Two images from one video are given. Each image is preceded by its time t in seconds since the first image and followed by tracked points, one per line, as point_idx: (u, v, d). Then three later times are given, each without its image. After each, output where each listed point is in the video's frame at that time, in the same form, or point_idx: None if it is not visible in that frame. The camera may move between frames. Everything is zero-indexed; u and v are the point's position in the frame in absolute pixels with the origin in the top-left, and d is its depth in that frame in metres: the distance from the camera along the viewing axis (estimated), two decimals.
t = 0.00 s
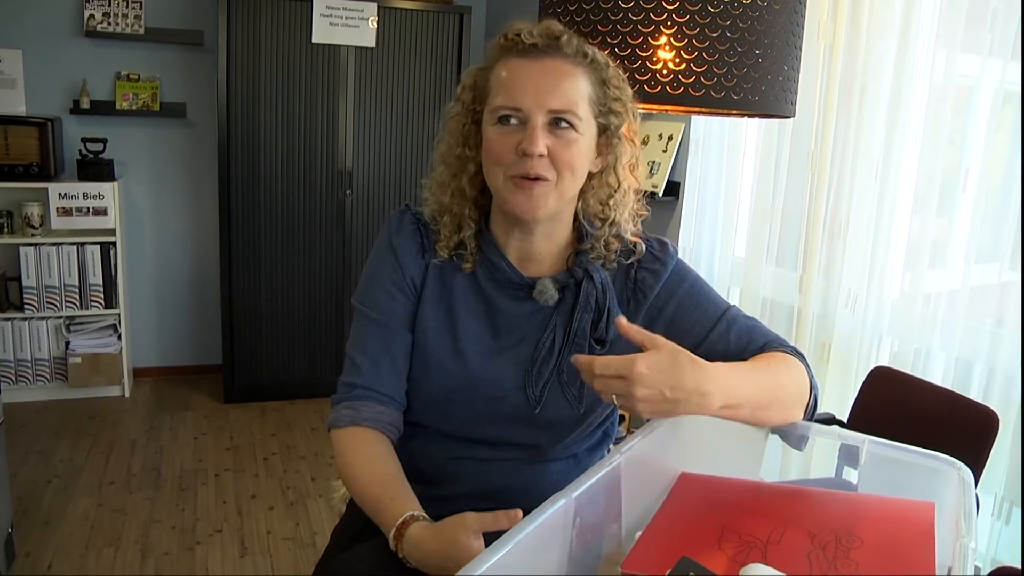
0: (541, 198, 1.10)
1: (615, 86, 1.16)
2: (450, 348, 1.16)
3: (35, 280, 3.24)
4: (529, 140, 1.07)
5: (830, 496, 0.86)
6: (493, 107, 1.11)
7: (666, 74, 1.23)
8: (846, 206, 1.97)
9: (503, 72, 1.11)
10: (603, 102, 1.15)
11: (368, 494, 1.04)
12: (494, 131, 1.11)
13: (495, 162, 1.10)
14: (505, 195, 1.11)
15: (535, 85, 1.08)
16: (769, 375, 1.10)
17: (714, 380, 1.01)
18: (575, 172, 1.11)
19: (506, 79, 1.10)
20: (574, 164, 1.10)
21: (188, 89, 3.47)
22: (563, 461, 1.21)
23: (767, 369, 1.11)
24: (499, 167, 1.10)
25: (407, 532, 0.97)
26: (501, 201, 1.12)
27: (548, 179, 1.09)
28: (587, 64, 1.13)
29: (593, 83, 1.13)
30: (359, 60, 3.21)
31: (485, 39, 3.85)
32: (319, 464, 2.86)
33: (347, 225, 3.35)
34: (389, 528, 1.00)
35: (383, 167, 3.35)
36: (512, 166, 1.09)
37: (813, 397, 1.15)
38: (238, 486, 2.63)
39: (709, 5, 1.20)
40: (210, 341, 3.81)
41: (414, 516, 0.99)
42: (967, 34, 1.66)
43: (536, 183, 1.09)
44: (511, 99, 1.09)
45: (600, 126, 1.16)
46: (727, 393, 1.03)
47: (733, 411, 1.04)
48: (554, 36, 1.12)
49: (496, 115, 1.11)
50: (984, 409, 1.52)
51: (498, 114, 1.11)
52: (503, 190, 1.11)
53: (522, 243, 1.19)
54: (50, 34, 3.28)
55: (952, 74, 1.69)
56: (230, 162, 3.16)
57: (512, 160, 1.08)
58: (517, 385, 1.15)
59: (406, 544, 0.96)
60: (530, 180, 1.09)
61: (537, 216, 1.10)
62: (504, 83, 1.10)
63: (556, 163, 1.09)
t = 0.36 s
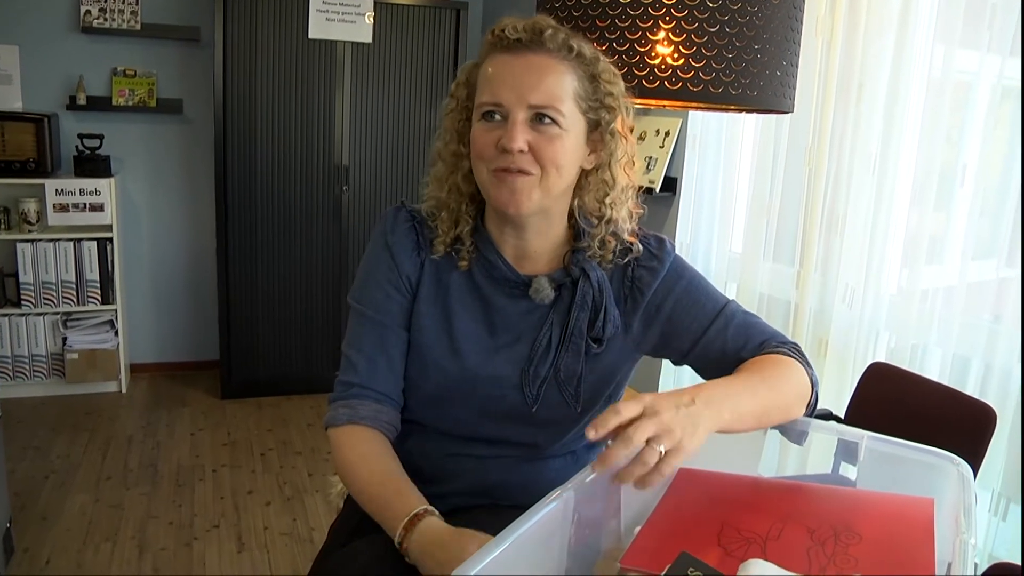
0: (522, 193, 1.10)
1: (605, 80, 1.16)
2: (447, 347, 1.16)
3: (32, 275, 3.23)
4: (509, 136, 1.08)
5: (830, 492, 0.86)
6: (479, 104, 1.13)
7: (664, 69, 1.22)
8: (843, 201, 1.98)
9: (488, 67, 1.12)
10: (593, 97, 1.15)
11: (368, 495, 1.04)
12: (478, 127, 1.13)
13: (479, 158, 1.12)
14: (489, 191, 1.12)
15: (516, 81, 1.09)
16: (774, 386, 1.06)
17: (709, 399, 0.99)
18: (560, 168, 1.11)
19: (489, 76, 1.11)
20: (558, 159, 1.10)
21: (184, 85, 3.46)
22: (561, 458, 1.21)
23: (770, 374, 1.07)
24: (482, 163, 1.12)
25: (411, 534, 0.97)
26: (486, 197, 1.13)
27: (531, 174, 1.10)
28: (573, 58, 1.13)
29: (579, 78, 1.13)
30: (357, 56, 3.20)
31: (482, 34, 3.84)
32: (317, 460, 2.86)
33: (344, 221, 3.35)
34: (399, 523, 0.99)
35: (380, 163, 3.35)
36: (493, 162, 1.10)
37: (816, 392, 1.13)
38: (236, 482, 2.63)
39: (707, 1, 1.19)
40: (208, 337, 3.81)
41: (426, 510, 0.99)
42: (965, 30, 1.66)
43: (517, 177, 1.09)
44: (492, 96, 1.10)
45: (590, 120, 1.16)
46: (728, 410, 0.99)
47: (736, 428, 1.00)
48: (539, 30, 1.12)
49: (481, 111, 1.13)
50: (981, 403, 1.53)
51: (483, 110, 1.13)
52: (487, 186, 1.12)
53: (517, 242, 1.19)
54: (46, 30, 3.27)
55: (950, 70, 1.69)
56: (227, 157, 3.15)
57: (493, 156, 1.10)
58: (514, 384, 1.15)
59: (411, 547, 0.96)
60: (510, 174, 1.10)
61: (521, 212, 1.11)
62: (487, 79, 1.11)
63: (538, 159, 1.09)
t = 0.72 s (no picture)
0: (504, 189, 1.11)
1: (586, 70, 1.16)
2: (441, 345, 1.16)
3: (32, 266, 3.23)
4: (487, 130, 1.09)
5: (828, 492, 0.86)
6: (459, 100, 1.14)
7: (668, 69, 1.22)
8: (844, 203, 1.97)
9: (467, 63, 1.13)
10: (575, 89, 1.16)
11: (379, 494, 1.05)
12: (459, 123, 1.14)
13: (461, 154, 1.13)
14: (472, 186, 1.13)
15: (492, 75, 1.10)
16: (766, 391, 1.06)
17: (695, 420, 0.99)
18: (541, 160, 1.11)
19: (468, 72, 1.12)
20: (539, 152, 1.11)
21: (186, 78, 3.45)
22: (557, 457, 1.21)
23: (761, 381, 1.07)
24: (464, 159, 1.13)
25: (427, 531, 0.98)
26: (471, 194, 1.14)
27: (512, 168, 1.11)
28: (550, 50, 1.13)
29: (558, 70, 1.13)
30: (359, 51, 3.20)
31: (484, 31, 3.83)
32: (314, 454, 2.86)
33: (344, 215, 3.35)
34: (411, 524, 1.00)
35: (381, 158, 3.35)
36: (474, 157, 1.11)
37: (811, 393, 1.12)
38: (233, 476, 2.63)
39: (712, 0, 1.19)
40: (206, 331, 3.80)
41: (445, 512, 1.00)
42: (968, 33, 1.66)
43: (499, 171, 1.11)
44: (470, 91, 1.11)
45: (572, 112, 1.16)
46: (720, 428, 0.99)
47: (733, 442, 0.99)
48: (516, 24, 1.12)
49: (462, 107, 1.14)
50: (980, 408, 1.53)
51: (463, 105, 1.14)
52: (471, 181, 1.13)
53: (507, 237, 1.19)
54: (48, 21, 3.26)
55: (953, 73, 1.69)
56: (228, 151, 3.14)
57: (473, 151, 1.11)
58: (507, 384, 1.14)
59: (427, 544, 0.96)
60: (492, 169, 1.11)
61: (504, 206, 1.12)
62: (465, 75, 1.12)
63: (517, 152, 1.10)
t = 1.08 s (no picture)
0: (506, 188, 1.11)
1: (586, 69, 1.16)
2: (447, 344, 1.16)
3: (37, 261, 3.24)
4: (487, 131, 1.10)
5: (832, 495, 0.86)
6: (460, 102, 1.15)
7: (676, 71, 1.22)
8: (849, 206, 1.97)
9: (466, 67, 1.14)
10: (575, 87, 1.16)
11: (382, 493, 1.05)
12: (461, 125, 1.15)
13: (463, 155, 1.14)
14: (475, 186, 1.13)
15: (490, 77, 1.10)
16: (771, 394, 1.06)
17: (702, 422, 0.99)
18: (543, 158, 1.11)
19: (468, 73, 1.13)
20: (539, 150, 1.11)
21: (192, 74, 3.46)
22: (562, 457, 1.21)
23: (766, 384, 1.07)
24: (466, 160, 1.13)
25: (433, 530, 0.98)
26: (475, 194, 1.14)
27: (514, 167, 1.11)
28: (548, 50, 1.14)
29: (557, 69, 1.14)
30: (365, 49, 3.20)
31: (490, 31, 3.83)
32: (316, 452, 2.86)
33: (349, 213, 3.35)
34: (417, 522, 1.00)
35: (386, 156, 3.35)
36: (476, 157, 1.12)
37: (815, 396, 1.12)
38: (235, 472, 2.63)
39: (720, 3, 1.19)
40: (209, 327, 3.81)
41: (451, 511, 1.00)
42: (975, 36, 1.66)
43: (503, 171, 1.11)
44: (469, 93, 1.12)
45: (573, 110, 1.17)
46: (726, 430, 0.99)
47: (737, 445, 0.99)
48: (512, 26, 1.12)
49: (463, 109, 1.15)
50: (983, 412, 1.53)
51: (465, 107, 1.15)
52: (473, 181, 1.13)
53: (513, 238, 1.19)
54: (55, 16, 3.26)
55: (959, 77, 1.69)
56: (233, 147, 3.15)
57: (475, 152, 1.11)
58: (513, 383, 1.15)
59: (432, 542, 0.97)
60: (495, 169, 1.11)
61: (507, 205, 1.12)
62: (465, 77, 1.13)
63: (519, 152, 1.10)
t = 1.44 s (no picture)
0: (507, 186, 1.11)
1: (584, 66, 1.16)
2: (447, 342, 1.16)
3: (35, 266, 3.24)
4: (487, 129, 1.10)
5: (831, 492, 0.86)
6: (460, 100, 1.16)
7: (672, 69, 1.22)
8: (848, 203, 1.97)
9: (464, 65, 1.14)
10: (572, 84, 1.16)
11: (384, 494, 1.05)
12: (461, 123, 1.15)
13: (463, 154, 1.14)
14: (476, 185, 1.13)
15: (488, 74, 1.11)
16: (770, 393, 1.05)
17: (699, 421, 0.98)
18: (542, 155, 1.11)
19: (465, 72, 1.13)
20: (539, 147, 1.11)
21: (190, 77, 3.46)
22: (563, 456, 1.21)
23: (764, 383, 1.06)
24: (467, 159, 1.14)
25: (435, 531, 0.97)
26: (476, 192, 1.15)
27: (514, 165, 1.11)
28: (545, 47, 1.13)
29: (555, 67, 1.14)
30: (363, 51, 3.20)
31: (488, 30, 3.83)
32: (317, 454, 2.86)
33: (348, 215, 3.35)
34: (418, 523, 0.99)
35: (385, 158, 3.35)
36: (476, 156, 1.12)
37: (815, 393, 1.12)
38: (236, 475, 2.63)
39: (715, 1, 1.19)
40: (209, 330, 3.81)
41: (452, 513, 1.00)
42: (971, 32, 1.66)
43: (503, 169, 1.11)
44: (468, 91, 1.13)
45: (571, 107, 1.17)
46: (723, 429, 0.98)
47: (735, 443, 0.99)
48: (510, 24, 1.12)
49: (462, 108, 1.15)
50: (983, 407, 1.52)
51: (464, 106, 1.15)
52: (474, 180, 1.14)
53: (513, 237, 1.19)
54: (53, 21, 3.26)
55: (956, 73, 1.69)
56: (232, 151, 3.15)
57: (475, 150, 1.12)
58: (513, 381, 1.14)
59: (434, 544, 0.96)
60: (495, 168, 1.11)
61: (508, 204, 1.12)
62: (463, 76, 1.13)
63: (518, 149, 1.10)
